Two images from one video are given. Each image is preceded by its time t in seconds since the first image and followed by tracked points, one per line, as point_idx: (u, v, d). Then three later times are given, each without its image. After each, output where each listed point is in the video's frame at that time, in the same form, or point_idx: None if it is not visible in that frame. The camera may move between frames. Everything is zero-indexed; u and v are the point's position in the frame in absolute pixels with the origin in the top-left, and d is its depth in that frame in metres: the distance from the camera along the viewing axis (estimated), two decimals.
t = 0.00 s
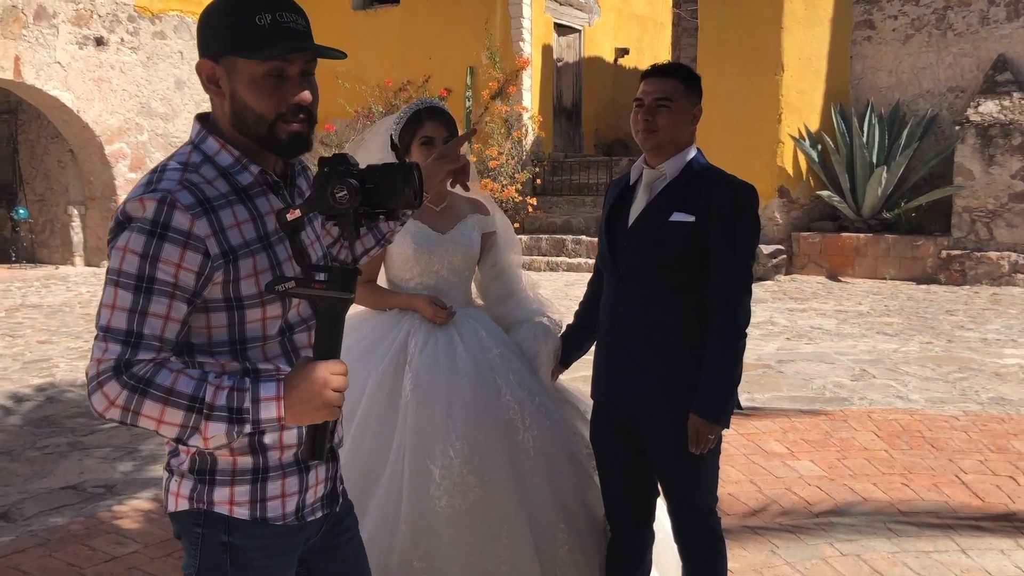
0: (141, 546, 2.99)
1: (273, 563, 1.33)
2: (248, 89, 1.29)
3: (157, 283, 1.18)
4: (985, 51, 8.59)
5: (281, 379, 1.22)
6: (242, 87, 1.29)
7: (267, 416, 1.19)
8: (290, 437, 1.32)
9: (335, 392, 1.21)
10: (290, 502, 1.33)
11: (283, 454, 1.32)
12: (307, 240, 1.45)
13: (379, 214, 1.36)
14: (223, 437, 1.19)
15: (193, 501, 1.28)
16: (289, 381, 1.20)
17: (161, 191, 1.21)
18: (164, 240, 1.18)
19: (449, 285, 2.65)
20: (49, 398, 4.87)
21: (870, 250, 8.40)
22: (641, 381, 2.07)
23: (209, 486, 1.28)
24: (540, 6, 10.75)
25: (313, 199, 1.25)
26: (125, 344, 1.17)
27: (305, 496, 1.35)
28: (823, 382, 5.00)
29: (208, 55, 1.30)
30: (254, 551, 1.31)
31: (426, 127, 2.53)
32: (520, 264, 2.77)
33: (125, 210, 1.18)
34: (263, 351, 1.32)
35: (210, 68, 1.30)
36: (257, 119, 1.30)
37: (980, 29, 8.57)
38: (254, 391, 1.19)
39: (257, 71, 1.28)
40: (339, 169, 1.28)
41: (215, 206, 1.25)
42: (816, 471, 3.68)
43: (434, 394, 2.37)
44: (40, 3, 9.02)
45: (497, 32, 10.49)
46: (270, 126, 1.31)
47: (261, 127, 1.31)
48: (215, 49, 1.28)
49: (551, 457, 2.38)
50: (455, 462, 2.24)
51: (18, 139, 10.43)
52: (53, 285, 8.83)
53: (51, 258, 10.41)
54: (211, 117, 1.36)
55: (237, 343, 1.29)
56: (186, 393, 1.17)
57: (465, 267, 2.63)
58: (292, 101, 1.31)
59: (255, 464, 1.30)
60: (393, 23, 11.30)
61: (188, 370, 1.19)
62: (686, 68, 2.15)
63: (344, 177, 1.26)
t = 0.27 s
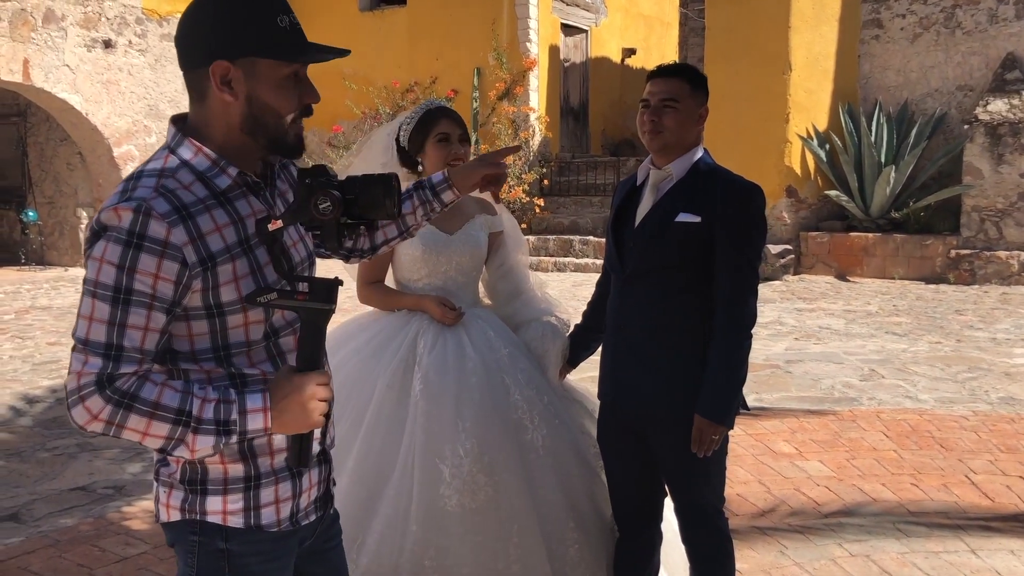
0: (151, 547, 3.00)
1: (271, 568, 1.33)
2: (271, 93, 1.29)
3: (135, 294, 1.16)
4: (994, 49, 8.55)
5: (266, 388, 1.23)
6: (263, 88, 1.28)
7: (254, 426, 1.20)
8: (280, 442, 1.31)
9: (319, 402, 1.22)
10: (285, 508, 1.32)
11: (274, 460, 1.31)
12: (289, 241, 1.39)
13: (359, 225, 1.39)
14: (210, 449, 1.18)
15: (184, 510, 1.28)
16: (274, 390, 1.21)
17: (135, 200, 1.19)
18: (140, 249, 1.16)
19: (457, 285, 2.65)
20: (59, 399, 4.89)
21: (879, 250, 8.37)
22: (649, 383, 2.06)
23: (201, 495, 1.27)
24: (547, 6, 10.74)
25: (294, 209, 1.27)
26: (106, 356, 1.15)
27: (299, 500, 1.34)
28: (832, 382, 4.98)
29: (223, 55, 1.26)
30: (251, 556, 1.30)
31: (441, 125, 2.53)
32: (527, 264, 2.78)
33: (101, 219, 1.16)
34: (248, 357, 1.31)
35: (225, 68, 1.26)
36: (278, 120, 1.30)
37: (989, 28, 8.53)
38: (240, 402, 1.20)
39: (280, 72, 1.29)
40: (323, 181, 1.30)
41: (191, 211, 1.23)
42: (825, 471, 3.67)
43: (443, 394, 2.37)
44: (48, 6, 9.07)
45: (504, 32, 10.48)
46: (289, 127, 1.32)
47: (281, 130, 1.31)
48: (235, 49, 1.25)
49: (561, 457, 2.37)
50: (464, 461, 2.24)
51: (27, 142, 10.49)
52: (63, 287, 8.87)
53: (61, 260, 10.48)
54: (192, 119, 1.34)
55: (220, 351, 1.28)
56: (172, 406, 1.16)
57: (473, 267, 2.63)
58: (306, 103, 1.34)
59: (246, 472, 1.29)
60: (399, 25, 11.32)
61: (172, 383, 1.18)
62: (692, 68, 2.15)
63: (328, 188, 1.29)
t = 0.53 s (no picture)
0: (157, 548, 3.00)
1: (273, 570, 1.33)
2: (278, 97, 1.30)
3: (132, 302, 1.15)
4: (999, 49, 8.53)
5: (268, 389, 1.24)
6: (269, 93, 1.29)
7: (259, 426, 1.21)
8: (280, 444, 1.32)
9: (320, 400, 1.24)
10: (287, 511, 1.32)
11: (275, 464, 1.31)
12: (280, 243, 1.39)
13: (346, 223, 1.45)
14: (218, 452, 1.19)
15: (186, 517, 1.28)
16: (278, 391, 1.23)
17: (127, 207, 1.18)
18: (135, 257, 1.15)
19: (464, 287, 2.66)
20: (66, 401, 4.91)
21: (884, 250, 8.36)
22: (655, 384, 2.06)
23: (202, 501, 1.27)
24: (551, 7, 10.74)
25: (290, 208, 1.32)
26: (106, 367, 1.14)
27: (301, 503, 1.34)
28: (838, 383, 4.97)
29: (234, 61, 1.25)
30: (254, 559, 1.30)
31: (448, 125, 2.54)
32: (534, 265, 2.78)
33: (93, 228, 1.15)
34: (245, 361, 1.31)
35: (236, 72, 1.26)
36: (283, 123, 1.32)
37: (994, 27, 8.51)
38: (245, 405, 1.21)
39: (286, 77, 1.31)
40: (314, 181, 1.35)
41: (183, 218, 1.22)
42: (831, 472, 3.66)
43: (452, 395, 2.37)
44: (54, 9, 9.11)
45: (509, 34, 10.49)
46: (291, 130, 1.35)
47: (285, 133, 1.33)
48: (247, 54, 1.26)
49: (570, 457, 2.38)
50: (475, 461, 2.25)
51: (33, 145, 10.53)
52: (68, 289, 8.90)
53: (66, 262, 10.51)
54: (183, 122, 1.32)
55: (217, 356, 1.28)
56: (177, 413, 1.16)
57: (479, 269, 2.64)
58: (303, 106, 1.37)
59: (247, 478, 1.29)
60: (404, 26, 11.33)
61: (175, 390, 1.18)
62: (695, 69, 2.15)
63: (321, 188, 1.35)
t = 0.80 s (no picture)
0: (161, 549, 3.01)
1: (282, 572, 1.33)
2: (284, 97, 1.31)
3: (151, 306, 1.15)
4: (1001, 49, 8.52)
5: (285, 386, 1.27)
6: (277, 94, 1.31)
7: (279, 422, 1.24)
8: (289, 444, 1.34)
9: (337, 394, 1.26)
10: (295, 512, 1.33)
11: (284, 464, 1.32)
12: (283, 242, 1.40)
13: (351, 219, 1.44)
14: (241, 450, 1.21)
15: (195, 523, 1.27)
16: (295, 388, 1.26)
17: (141, 211, 1.17)
18: (153, 261, 1.15)
19: (466, 287, 2.66)
20: (69, 403, 4.91)
21: (887, 250, 8.35)
22: (655, 385, 2.06)
23: (212, 505, 1.27)
24: (553, 8, 10.74)
25: (299, 204, 1.33)
26: (128, 371, 1.14)
27: (308, 503, 1.35)
28: (841, 384, 4.96)
29: (246, 61, 1.26)
30: (264, 562, 1.30)
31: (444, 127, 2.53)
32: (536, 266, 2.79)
33: (108, 232, 1.15)
34: (254, 361, 1.32)
35: (246, 74, 1.27)
36: (287, 124, 1.34)
37: (997, 28, 8.50)
38: (264, 402, 1.23)
39: (291, 77, 1.32)
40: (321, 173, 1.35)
41: (196, 220, 1.23)
42: (833, 473, 3.66)
43: (453, 397, 2.37)
44: (57, 11, 9.13)
45: (510, 35, 10.49)
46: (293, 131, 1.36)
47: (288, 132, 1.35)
48: (256, 54, 1.26)
49: (571, 458, 2.38)
50: (475, 463, 2.25)
51: (36, 146, 10.55)
52: (71, 290, 8.92)
53: (69, 264, 10.53)
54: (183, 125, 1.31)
55: (227, 357, 1.28)
56: (200, 414, 1.17)
57: (482, 270, 2.64)
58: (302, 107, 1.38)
59: (257, 479, 1.29)
60: (406, 27, 11.34)
61: (194, 391, 1.19)
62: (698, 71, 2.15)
63: (334, 180, 1.35)
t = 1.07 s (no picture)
0: (161, 549, 3.01)
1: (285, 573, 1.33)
2: (244, 89, 1.26)
3: (167, 306, 1.15)
4: (1002, 48, 8.51)
5: (299, 387, 1.27)
6: (236, 86, 1.26)
7: (293, 423, 1.24)
8: (295, 445, 1.34)
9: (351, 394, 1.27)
10: (300, 513, 1.33)
11: (290, 465, 1.33)
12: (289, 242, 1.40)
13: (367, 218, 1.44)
14: (254, 451, 1.21)
15: (200, 525, 1.26)
16: (308, 388, 1.27)
17: (158, 209, 1.17)
18: (171, 260, 1.15)
19: (467, 288, 2.65)
20: (69, 403, 4.91)
21: (887, 250, 8.35)
22: (656, 385, 2.06)
23: (218, 507, 1.26)
24: (554, 8, 10.73)
25: (317, 202, 1.31)
26: (141, 371, 1.14)
27: (312, 504, 1.35)
28: (841, 383, 4.96)
29: (193, 55, 1.25)
30: (268, 563, 1.31)
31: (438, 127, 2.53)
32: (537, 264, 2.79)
33: (125, 230, 1.15)
34: (262, 361, 1.32)
35: (196, 67, 1.26)
36: (254, 118, 1.27)
37: (997, 27, 8.49)
38: (277, 402, 1.23)
39: (253, 67, 1.26)
40: (336, 172, 1.34)
41: (211, 219, 1.23)
42: (834, 472, 3.66)
43: (455, 396, 2.37)
44: (57, 11, 9.13)
45: (511, 34, 10.49)
46: (270, 124, 1.28)
47: (259, 128, 1.28)
48: (202, 46, 1.24)
49: (573, 457, 2.38)
50: (477, 462, 2.25)
51: (36, 146, 10.55)
52: (71, 290, 8.92)
53: (70, 264, 10.54)
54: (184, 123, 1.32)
55: (236, 357, 1.28)
56: (212, 414, 1.18)
57: (483, 269, 2.64)
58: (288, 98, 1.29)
59: (263, 481, 1.29)
60: (406, 27, 11.35)
61: (207, 391, 1.19)
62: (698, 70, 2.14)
63: (356, 179, 1.33)
